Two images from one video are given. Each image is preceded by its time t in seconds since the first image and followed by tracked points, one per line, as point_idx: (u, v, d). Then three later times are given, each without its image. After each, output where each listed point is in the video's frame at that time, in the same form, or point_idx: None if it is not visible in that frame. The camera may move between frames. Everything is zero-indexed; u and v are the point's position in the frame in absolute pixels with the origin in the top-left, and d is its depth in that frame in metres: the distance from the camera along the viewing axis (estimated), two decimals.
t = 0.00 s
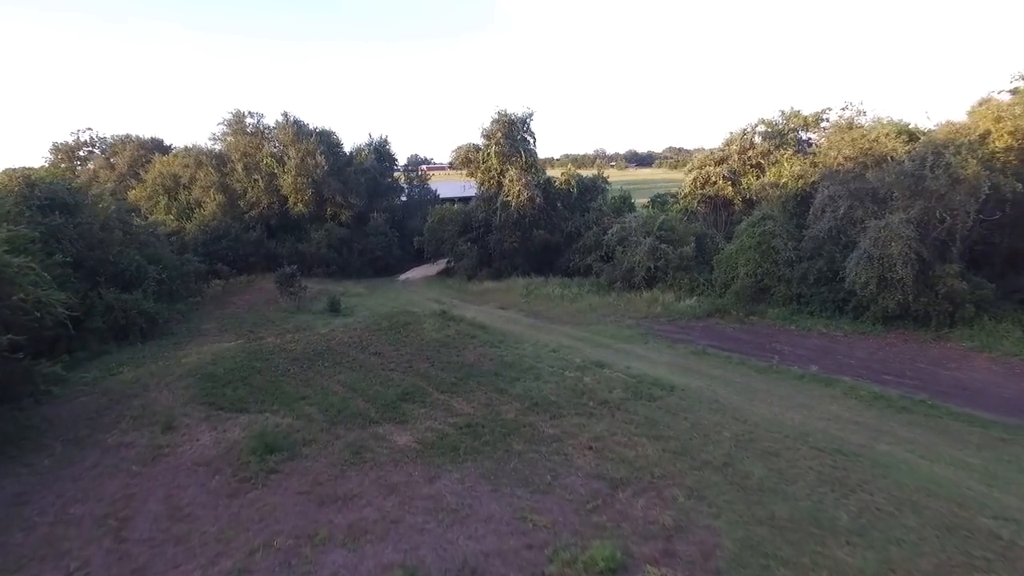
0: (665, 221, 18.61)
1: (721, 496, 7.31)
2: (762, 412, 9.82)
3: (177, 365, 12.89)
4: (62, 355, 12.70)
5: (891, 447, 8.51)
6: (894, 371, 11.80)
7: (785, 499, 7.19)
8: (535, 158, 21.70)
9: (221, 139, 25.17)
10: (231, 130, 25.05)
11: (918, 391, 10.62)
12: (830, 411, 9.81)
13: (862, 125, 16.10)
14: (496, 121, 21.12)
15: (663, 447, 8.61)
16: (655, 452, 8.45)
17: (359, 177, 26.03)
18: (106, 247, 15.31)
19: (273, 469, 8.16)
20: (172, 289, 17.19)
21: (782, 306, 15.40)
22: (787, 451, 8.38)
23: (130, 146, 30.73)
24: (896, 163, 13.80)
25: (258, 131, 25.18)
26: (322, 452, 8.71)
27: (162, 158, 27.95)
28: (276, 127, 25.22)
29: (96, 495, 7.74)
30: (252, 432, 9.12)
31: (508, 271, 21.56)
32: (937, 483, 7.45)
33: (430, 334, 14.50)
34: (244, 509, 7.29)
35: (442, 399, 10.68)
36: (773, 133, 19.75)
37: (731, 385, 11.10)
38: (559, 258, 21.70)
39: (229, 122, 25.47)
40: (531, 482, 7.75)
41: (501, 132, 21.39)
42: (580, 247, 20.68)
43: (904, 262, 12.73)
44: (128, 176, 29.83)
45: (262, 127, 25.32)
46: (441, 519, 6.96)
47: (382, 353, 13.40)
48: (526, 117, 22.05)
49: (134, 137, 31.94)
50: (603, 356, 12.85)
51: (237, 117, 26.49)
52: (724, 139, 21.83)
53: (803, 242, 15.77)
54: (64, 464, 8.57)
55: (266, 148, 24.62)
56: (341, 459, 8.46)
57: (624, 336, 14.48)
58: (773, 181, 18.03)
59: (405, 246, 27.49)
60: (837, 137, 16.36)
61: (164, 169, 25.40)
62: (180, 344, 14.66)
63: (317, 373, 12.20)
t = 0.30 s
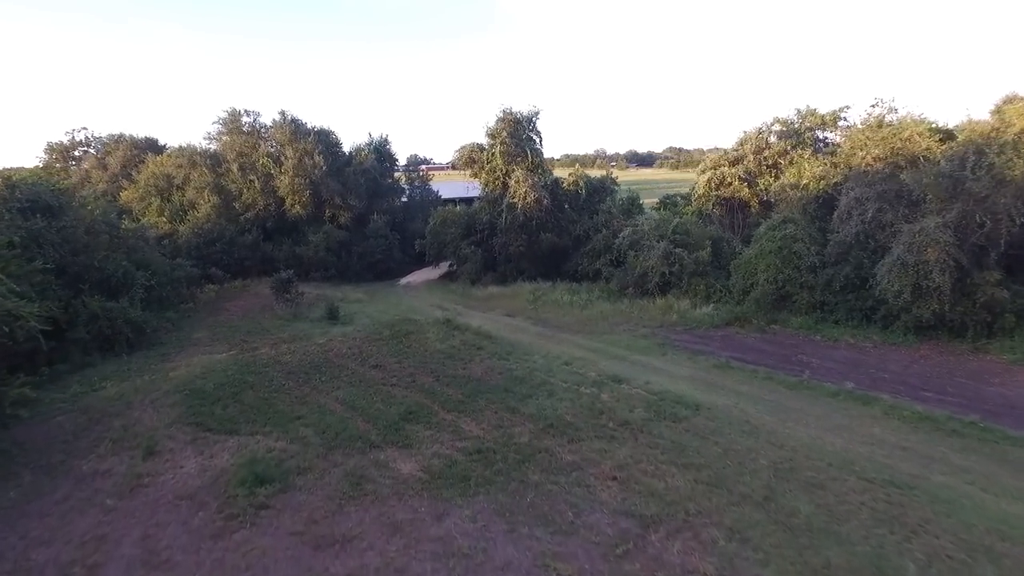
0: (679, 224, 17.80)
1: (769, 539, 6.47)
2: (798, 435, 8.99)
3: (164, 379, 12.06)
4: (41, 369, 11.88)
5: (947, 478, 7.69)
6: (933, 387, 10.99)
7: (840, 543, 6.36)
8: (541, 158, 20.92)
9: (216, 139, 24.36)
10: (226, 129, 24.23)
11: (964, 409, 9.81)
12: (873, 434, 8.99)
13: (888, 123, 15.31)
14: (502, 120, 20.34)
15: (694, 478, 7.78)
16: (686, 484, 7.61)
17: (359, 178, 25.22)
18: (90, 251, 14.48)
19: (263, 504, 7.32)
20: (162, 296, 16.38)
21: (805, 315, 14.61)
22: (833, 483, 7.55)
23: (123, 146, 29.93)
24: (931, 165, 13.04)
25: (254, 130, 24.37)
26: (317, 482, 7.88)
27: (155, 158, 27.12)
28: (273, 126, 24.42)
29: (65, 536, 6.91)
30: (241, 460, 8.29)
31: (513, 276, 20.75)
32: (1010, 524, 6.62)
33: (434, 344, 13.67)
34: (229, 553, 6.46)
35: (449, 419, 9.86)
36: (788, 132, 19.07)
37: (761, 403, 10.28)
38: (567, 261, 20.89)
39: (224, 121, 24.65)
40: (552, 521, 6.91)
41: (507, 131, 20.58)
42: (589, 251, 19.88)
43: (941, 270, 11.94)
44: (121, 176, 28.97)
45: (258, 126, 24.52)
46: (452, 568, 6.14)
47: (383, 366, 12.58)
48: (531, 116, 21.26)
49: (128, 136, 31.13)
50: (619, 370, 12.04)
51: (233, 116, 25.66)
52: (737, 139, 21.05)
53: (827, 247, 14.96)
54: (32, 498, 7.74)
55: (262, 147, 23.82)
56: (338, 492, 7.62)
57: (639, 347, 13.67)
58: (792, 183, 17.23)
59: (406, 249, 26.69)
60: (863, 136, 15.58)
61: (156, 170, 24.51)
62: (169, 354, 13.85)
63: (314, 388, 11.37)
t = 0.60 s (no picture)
0: (691, 227, 17.01)
1: None
2: (839, 462, 8.18)
3: (146, 397, 11.20)
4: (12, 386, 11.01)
5: (1014, 515, 6.91)
6: (977, 404, 10.19)
7: None
8: (546, 158, 20.10)
9: (207, 139, 23.47)
10: (217, 128, 23.34)
11: (1014, 431, 9.04)
12: (922, 461, 8.20)
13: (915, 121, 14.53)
14: (505, 119, 19.51)
15: (733, 515, 6.96)
16: (725, 523, 6.79)
17: (356, 179, 24.36)
18: (68, 258, 13.60)
19: (248, 550, 6.46)
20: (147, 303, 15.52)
21: (828, 324, 13.83)
22: (888, 522, 6.73)
23: (112, 145, 28.99)
24: (967, 165, 12.32)
25: (247, 130, 23.49)
26: (310, 520, 7.04)
27: (144, 158, 26.22)
28: (267, 126, 23.55)
29: None
30: (225, 494, 7.43)
31: (517, 280, 19.94)
32: None
33: (436, 356, 12.83)
34: None
35: (454, 443, 9.02)
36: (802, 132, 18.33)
37: (793, 425, 9.47)
38: (573, 266, 20.09)
39: (216, 120, 23.74)
40: (577, 570, 6.09)
41: (510, 130, 19.74)
42: (596, 255, 19.09)
43: (981, 277, 11.15)
44: (110, 176, 28.04)
45: (251, 126, 23.63)
46: None
47: (383, 380, 11.74)
48: (535, 115, 20.43)
49: (117, 135, 30.18)
50: (635, 385, 11.23)
51: (225, 115, 24.76)
52: (749, 139, 20.28)
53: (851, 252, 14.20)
54: None
55: (255, 147, 22.94)
56: (334, 533, 6.78)
57: (655, 358, 12.87)
58: (811, 184, 16.47)
59: (404, 252, 25.85)
60: (888, 135, 14.81)
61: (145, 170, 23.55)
62: (152, 367, 12.99)
63: (307, 407, 10.53)
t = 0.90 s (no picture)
0: (703, 231, 16.23)
1: None
2: (887, 495, 7.38)
3: (121, 417, 10.30)
4: None
5: None
6: None
7: None
8: (548, 159, 19.27)
9: (195, 138, 22.52)
10: (205, 127, 22.39)
11: None
12: (980, 494, 7.40)
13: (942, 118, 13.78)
14: (507, 117, 18.67)
15: (780, 562, 6.13)
16: (772, 573, 5.97)
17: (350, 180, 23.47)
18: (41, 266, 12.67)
19: None
20: (127, 312, 14.60)
21: (852, 333, 13.05)
22: (957, 570, 5.93)
23: (97, 145, 28.00)
24: (1004, 165, 11.58)
25: (236, 129, 22.57)
26: (299, 569, 6.17)
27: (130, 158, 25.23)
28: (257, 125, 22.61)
29: None
30: (203, 537, 6.57)
31: (518, 286, 19.10)
32: None
33: (436, 370, 11.98)
34: None
35: (460, 473, 8.17)
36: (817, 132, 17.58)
37: (829, 450, 8.67)
38: (577, 270, 19.27)
39: (204, 118, 22.80)
40: None
41: (511, 129, 18.88)
42: (602, 259, 18.26)
43: None
44: (95, 177, 27.05)
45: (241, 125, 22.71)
46: None
47: (380, 397, 10.87)
48: (537, 113, 19.59)
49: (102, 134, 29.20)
50: (653, 403, 10.41)
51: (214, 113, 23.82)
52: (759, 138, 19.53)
53: (875, 257, 13.44)
54: None
55: (245, 147, 22.01)
56: None
57: (671, 372, 12.05)
58: (829, 185, 15.71)
59: (400, 255, 24.97)
60: (912, 133, 14.08)
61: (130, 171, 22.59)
62: (131, 383, 12.07)
63: (297, 429, 9.65)
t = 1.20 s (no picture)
0: (719, 235, 15.42)
1: None
2: (953, 538, 6.56)
3: (96, 441, 9.41)
4: None
5: None
6: None
7: None
8: (553, 159, 18.44)
9: (185, 138, 21.62)
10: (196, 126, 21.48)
11: None
12: None
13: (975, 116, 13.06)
14: (511, 116, 17.82)
15: None
16: None
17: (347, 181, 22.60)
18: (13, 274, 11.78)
19: None
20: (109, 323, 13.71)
21: (882, 345, 12.26)
22: None
23: (85, 146, 27.07)
24: None
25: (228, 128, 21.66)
26: None
27: (118, 159, 24.31)
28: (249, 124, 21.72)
29: None
30: None
31: (523, 292, 18.27)
32: None
33: (440, 387, 11.13)
34: None
35: (470, 509, 7.31)
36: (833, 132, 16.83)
37: (877, 481, 7.85)
38: (584, 276, 18.45)
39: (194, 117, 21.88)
40: None
41: (515, 128, 18.03)
42: (611, 264, 17.42)
43: None
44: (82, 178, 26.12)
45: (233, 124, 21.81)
46: None
47: (380, 418, 10.01)
48: (542, 111, 18.75)
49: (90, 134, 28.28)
50: (677, 424, 9.59)
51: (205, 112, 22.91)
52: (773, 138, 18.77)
53: (905, 263, 12.70)
54: None
55: (236, 147, 21.10)
56: None
57: (692, 387, 11.23)
58: (851, 187, 14.95)
59: (398, 259, 24.12)
60: (944, 133, 13.39)
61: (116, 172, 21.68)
62: (110, 401, 11.18)
63: (289, 456, 8.78)
